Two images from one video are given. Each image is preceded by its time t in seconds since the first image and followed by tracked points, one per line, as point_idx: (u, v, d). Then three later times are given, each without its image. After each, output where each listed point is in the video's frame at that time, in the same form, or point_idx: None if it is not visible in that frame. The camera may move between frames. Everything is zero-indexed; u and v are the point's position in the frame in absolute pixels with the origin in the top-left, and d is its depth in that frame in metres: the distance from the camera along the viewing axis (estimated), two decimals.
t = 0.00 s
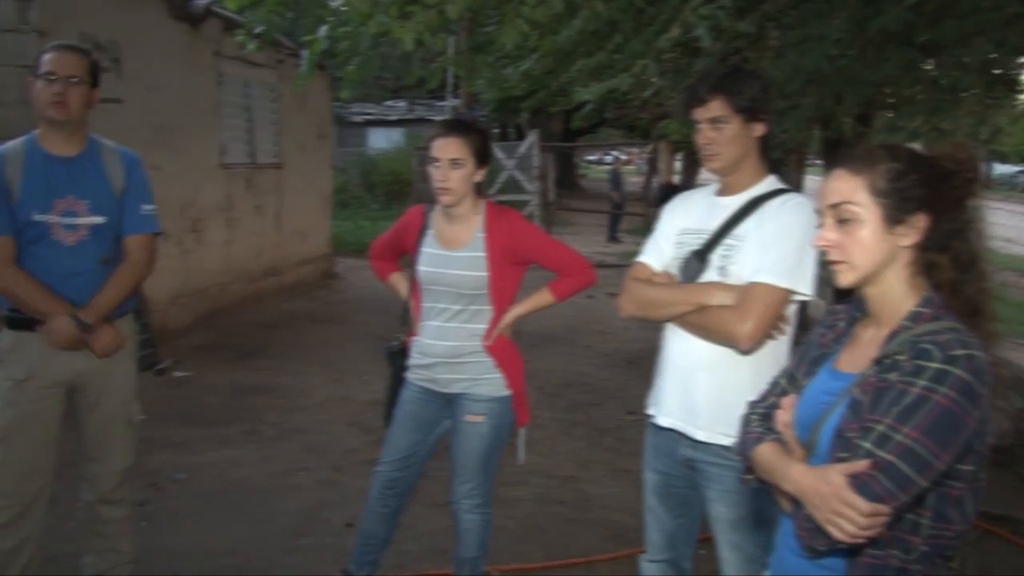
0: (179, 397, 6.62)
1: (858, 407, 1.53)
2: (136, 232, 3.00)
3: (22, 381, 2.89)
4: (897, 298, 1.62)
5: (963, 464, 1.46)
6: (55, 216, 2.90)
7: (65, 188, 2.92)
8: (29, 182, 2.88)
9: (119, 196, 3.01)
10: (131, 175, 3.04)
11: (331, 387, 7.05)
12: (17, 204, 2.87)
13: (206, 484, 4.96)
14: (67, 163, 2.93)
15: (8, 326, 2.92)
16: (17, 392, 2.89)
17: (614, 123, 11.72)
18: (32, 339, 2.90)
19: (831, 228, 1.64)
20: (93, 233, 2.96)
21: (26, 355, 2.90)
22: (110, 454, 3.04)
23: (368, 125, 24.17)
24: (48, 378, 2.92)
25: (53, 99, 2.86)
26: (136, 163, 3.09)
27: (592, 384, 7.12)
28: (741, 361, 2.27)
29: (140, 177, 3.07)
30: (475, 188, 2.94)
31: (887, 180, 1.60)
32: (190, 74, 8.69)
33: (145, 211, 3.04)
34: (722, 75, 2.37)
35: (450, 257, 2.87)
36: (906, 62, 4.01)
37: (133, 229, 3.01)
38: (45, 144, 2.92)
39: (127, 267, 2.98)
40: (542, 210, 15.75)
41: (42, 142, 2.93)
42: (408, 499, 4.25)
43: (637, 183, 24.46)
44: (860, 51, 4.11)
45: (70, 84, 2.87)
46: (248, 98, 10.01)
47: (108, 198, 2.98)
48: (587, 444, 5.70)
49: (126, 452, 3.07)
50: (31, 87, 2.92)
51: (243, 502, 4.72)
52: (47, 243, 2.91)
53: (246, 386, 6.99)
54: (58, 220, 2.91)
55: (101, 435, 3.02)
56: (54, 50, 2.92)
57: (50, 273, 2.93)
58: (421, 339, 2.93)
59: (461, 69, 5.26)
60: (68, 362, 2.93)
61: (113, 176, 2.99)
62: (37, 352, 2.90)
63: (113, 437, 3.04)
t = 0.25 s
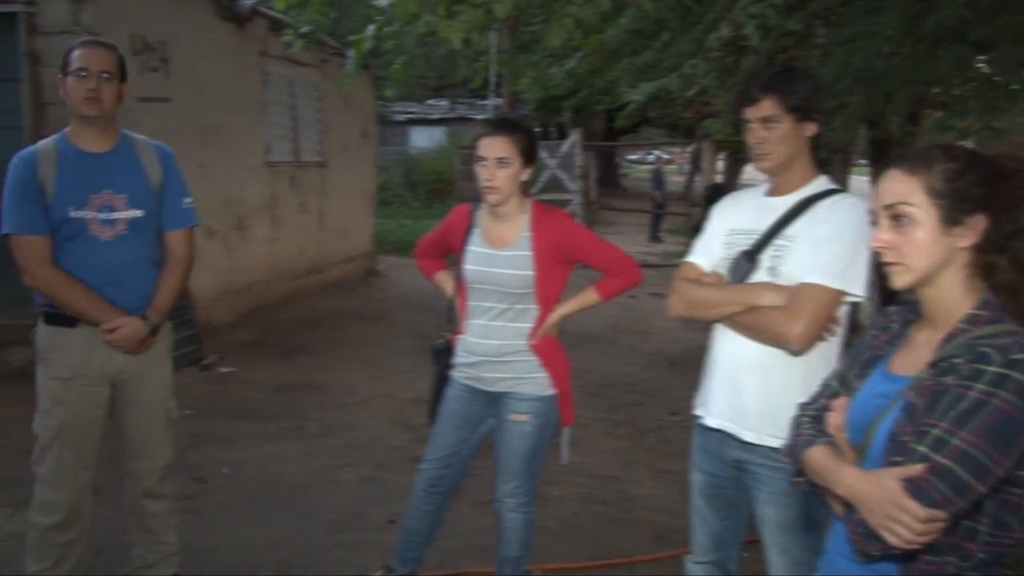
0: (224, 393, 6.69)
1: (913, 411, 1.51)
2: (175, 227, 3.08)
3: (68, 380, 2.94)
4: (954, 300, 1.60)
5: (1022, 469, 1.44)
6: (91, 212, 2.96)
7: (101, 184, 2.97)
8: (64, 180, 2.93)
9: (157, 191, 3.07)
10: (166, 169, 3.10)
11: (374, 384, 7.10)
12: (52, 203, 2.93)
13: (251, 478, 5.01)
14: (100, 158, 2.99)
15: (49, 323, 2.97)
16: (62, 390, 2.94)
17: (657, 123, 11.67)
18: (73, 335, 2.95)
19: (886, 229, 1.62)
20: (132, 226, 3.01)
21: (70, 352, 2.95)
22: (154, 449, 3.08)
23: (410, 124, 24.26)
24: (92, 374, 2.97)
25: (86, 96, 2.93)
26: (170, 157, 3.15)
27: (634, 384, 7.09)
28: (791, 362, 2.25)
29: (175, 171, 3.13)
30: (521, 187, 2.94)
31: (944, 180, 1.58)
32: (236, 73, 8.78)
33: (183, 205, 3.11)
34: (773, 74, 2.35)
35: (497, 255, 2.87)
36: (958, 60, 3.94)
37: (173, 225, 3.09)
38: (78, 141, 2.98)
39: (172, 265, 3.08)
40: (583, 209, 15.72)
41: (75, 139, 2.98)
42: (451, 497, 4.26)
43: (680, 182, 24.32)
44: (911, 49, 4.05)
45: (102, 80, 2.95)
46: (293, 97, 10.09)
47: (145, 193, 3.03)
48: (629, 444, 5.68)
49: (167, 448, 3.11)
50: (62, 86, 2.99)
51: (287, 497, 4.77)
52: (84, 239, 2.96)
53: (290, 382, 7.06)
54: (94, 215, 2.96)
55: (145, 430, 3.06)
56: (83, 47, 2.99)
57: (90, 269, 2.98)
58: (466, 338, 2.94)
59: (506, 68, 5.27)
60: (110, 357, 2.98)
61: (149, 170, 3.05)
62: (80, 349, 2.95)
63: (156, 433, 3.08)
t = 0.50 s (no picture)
0: (267, 390, 6.76)
1: (967, 415, 1.49)
2: (197, 224, 3.13)
3: (95, 382, 2.96)
4: (1012, 303, 1.59)
5: None
6: (116, 210, 2.98)
7: (123, 181, 2.99)
8: (88, 179, 2.94)
9: (178, 187, 3.11)
10: (186, 165, 3.14)
11: (415, 382, 7.13)
12: (76, 204, 2.94)
13: (294, 475, 5.06)
14: (123, 157, 3.01)
15: (72, 321, 2.98)
16: (91, 392, 2.96)
17: (699, 123, 11.59)
18: (98, 335, 2.96)
19: (942, 231, 1.60)
20: (156, 223, 3.04)
21: (98, 353, 2.96)
22: (184, 450, 3.10)
23: (452, 124, 24.31)
24: (120, 375, 2.99)
25: (110, 95, 2.95)
26: (188, 154, 3.19)
27: (675, 385, 7.05)
28: (841, 365, 2.23)
29: (194, 167, 3.17)
30: (567, 187, 2.94)
31: (1002, 180, 1.55)
32: (281, 73, 8.87)
33: (204, 201, 3.15)
34: (825, 76, 2.33)
35: (542, 255, 2.87)
36: (1012, 58, 3.87)
37: (195, 221, 3.13)
38: (99, 141, 3.00)
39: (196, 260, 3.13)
40: (625, 209, 15.67)
41: (95, 138, 3.00)
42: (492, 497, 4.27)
43: (721, 183, 24.14)
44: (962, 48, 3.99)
45: (124, 79, 2.97)
46: (336, 96, 10.17)
47: (167, 190, 3.07)
48: (670, 445, 5.65)
49: (197, 449, 3.13)
50: (81, 85, 3.00)
51: (330, 494, 4.80)
52: (110, 237, 2.98)
53: (332, 380, 7.11)
54: (120, 213, 2.98)
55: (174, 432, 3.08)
56: (99, 46, 3.00)
57: (116, 267, 3.00)
58: (511, 337, 2.94)
59: (550, 68, 5.27)
60: (136, 357, 3.00)
61: (171, 166, 3.09)
62: (108, 349, 2.97)
63: (185, 435, 3.10)
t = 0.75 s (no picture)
0: (309, 388, 6.82)
1: None
2: (222, 223, 3.12)
3: (126, 384, 2.96)
4: None
5: None
6: (141, 211, 2.97)
7: (148, 182, 2.98)
8: (112, 181, 2.93)
9: (201, 187, 3.10)
10: (209, 165, 3.14)
11: (456, 383, 7.15)
12: (101, 205, 2.92)
13: (336, 473, 5.10)
14: (146, 157, 3.00)
15: (100, 324, 2.97)
16: (123, 393, 2.96)
17: (743, 124, 11.51)
18: (122, 337, 2.95)
19: (1001, 235, 1.58)
20: (180, 224, 3.03)
21: (127, 356, 2.95)
22: (220, 452, 3.09)
23: (492, 124, 24.35)
24: (151, 377, 2.99)
25: (135, 95, 2.95)
26: (209, 154, 3.18)
27: (717, 388, 7.01)
28: (892, 369, 2.20)
29: (217, 167, 3.17)
30: (613, 189, 2.94)
31: None
32: (325, 75, 8.94)
33: (227, 201, 3.15)
34: (880, 78, 2.32)
35: (588, 257, 2.87)
36: None
37: (219, 221, 3.13)
38: (122, 142, 2.99)
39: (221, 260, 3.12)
40: (666, 211, 15.60)
41: (119, 139, 2.99)
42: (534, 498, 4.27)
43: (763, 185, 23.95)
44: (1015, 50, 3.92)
45: (150, 80, 2.97)
46: (379, 98, 10.23)
47: (191, 190, 3.06)
48: (712, 449, 5.62)
49: (238, 449, 3.13)
50: (106, 86, 2.99)
51: (373, 492, 4.83)
52: (135, 239, 2.98)
53: (374, 379, 7.15)
54: (144, 214, 2.97)
55: (209, 434, 3.08)
56: (124, 46, 3.01)
57: (140, 269, 2.99)
58: (555, 339, 2.95)
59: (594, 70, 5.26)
60: (164, 359, 2.99)
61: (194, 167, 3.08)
62: (137, 351, 2.96)
63: (221, 437, 3.09)
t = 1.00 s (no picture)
0: (350, 387, 6.87)
1: None
2: (264, 223, 3.14)
3: (168, 382, 2.99)
4: None
5: None
6: (182, 212, 3.00)
7: (190, 184, 3.01)
8: (153, 182, 2.96)
9: (241, 187, 3.11)
10: (249, 165, 3.15)
11: (496, 384, 7.16)
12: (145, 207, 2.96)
13: (377, 472, 5.13)
14: (187, 160, 3.03)
15: (142, 322, 3.02)
16: (165, 391, 2.99)
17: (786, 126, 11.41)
18: (165, 335, 2.99)
19: None
20: (221, 225, 3.07)
21: (169, 354, 2.98)
22: (262, 449, 3.13)
23: (532, 126, 24.34)
24: (193, 376, 3.01)
25: (176, 98, 2.98)
26: (249, 152, 3.20)
27: (758, 392, 6.95)
28: (943, 375, 2.17)
29: (257, 166, 3.18)
30: (659, 192, 2.93)
31: None
32: (368, 76, 9.00)
33: (270, 199, 3.17)
34: (931, 78, 2.29)
35: (634, 258, 2.86)
36: None
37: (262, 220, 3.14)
38: (164, 144, 3.03)
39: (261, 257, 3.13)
40: (708, 214, 15.51)
41: (161, 142, 3.03)
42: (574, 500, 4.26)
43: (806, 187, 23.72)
44: None
45: (190, 82, 3.00)
46: (421, 99, 10.28)
47: (231, 190, 3.08)
48: (753, 453, 5.57)
49: (281, 447, 3.17)
50: (147, 88, 3.02)
51: (414, 492, 4.85)
52: (176, 240, 3.01)
53: (415, 379, 7.18)
54: (186, 216, 3.00)
55: (250, 432, 3.11)
56: (164, 48, 3.02)
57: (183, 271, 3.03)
58: (599, 341, 2.95)
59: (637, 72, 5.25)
60: (208, 356, 3.01)
61: (233, 167, 3.09)
62: (179, 349, 2.99)
63: (261, 435, 3.12)
